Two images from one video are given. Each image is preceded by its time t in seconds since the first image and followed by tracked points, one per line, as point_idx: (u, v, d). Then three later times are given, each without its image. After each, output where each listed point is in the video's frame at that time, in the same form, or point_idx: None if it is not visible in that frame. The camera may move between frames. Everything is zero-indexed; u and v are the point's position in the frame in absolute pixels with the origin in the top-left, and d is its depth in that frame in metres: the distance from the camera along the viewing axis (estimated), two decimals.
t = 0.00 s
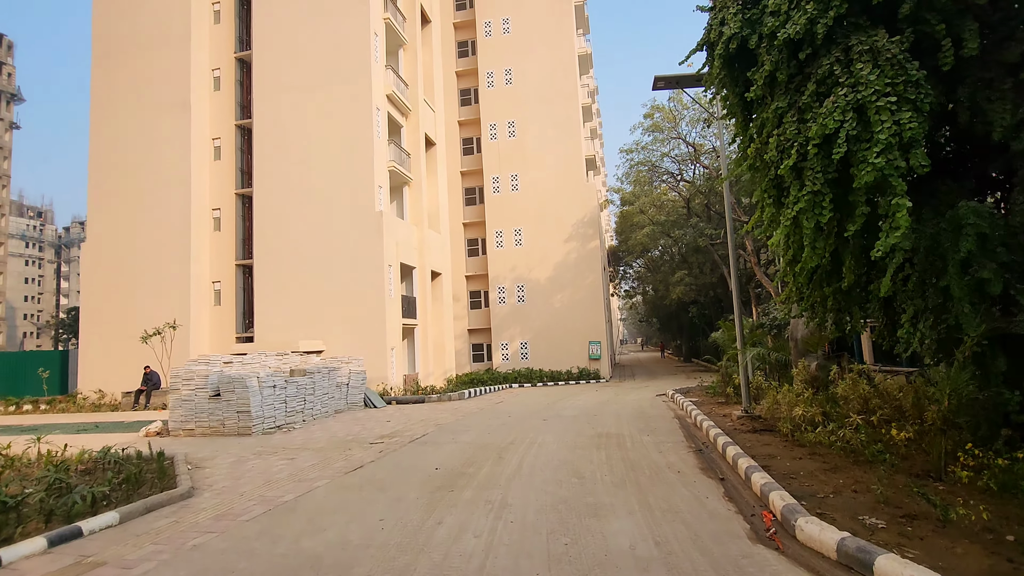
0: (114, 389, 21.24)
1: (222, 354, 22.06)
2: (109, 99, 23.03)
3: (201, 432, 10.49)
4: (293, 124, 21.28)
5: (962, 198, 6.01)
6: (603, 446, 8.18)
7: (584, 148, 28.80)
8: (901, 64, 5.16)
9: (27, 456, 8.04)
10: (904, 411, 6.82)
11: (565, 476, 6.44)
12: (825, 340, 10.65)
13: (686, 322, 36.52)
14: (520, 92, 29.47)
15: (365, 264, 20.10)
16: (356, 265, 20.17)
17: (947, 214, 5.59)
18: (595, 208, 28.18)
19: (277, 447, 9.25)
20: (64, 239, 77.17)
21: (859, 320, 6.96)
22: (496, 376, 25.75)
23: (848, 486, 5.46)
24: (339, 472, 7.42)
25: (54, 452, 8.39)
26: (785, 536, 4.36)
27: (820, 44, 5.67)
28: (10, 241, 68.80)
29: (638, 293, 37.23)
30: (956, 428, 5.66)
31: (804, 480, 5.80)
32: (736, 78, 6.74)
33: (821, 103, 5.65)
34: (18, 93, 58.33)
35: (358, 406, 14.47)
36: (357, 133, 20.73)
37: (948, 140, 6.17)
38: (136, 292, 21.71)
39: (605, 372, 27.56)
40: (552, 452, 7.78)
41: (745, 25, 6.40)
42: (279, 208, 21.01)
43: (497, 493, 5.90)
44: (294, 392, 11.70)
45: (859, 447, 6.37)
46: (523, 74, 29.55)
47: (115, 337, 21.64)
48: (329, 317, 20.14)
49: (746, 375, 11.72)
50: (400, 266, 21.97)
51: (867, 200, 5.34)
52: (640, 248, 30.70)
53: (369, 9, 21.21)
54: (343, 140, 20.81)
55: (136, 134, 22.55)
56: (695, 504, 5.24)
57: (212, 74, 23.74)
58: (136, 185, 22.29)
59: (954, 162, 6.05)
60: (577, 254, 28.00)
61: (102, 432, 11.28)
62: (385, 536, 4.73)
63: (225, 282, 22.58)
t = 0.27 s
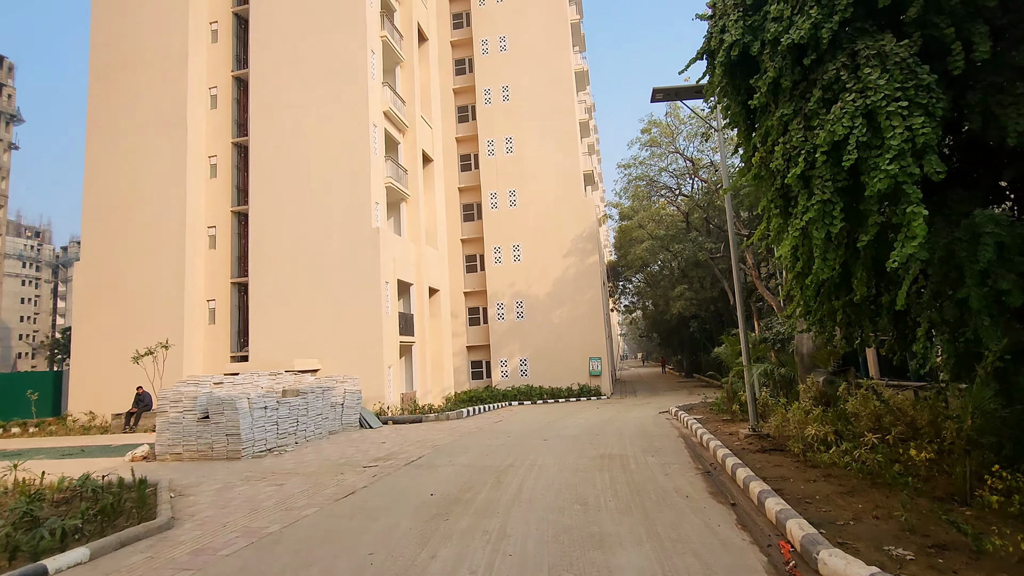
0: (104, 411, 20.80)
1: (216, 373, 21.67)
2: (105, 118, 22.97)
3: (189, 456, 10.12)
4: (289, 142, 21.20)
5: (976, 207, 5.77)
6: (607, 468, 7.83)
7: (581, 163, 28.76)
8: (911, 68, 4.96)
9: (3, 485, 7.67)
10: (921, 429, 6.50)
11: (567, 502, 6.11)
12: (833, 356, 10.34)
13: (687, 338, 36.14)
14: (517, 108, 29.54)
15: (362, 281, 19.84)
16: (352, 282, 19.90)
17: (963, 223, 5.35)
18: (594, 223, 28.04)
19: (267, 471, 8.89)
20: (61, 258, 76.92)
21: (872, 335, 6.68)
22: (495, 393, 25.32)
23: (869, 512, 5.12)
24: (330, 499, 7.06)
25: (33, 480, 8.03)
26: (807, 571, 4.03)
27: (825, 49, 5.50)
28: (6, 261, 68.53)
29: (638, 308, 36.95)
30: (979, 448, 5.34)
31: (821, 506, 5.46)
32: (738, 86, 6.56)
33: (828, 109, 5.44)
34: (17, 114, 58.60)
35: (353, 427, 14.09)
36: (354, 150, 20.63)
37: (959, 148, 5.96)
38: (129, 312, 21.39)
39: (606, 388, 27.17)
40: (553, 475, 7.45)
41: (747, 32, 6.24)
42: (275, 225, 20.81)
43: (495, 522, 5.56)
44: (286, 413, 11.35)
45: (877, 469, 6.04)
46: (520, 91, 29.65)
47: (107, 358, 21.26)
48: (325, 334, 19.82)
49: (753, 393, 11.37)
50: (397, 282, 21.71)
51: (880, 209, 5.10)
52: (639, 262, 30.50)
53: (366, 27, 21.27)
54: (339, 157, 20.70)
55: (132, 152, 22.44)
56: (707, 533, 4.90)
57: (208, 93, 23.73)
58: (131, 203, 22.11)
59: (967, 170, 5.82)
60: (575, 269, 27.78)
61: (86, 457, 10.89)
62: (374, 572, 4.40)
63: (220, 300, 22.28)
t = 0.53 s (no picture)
0: (89, 431, 20.24)
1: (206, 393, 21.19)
2: (99, 133, 22.80)
3: (170, 479, 9.68)
4: (284, 157, 21.03)
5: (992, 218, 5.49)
6: (607, 491, 7.47)
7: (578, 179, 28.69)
8: (923, 70, 4.74)
9: None
10: (939, 450, 6.17)
11: (565, 530, 5.73)
12: (842, 372, 10.02)
13: (685, 354, 35.79)
14: (514, 124, 29.55)
15: (355, 298, 19.50)
16: (345, 298, 19.56)
17: (978, 231, 5.10)
18: (591, 239, 27.84)
19: (250, 496, 8.46)
20: (55, 276, 76.23)
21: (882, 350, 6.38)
22: (492, 412, 24.80)
23: (891, 542, 4.76)
24: (314, 526, 6.67)
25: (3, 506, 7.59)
26: None
27: (831, 53, 5.31)
28: None
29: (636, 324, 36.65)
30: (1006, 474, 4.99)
31: (840, 534, 5.08)
32: (740, 93, 6.35)
33: (836, 114, 5.21)
34: (15, 131, 58.63)
35: (344, 447, 13.65)
36: (349, 165, 20.46)
37: (972, 155, 5.71)
38: (118, 329, 20.96)
39: (604, 406, 26.72)
40: (550, 499, 7.06)
41: (751, 34, 6.00)
42: (267, 241, 20.53)
43: (488, 554, 5.17)
44: (273, 434, 10.93)
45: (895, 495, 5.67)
46: (517, 107, 29.70)
47: (93, 376, 20.75)
48: (318, 352, 19.42)
49: (760, 413, 10.99)
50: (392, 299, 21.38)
51: (893, 216, 4.84)
52: (636, 278, 30.28)
53: (362, 44, 21.27)
54: (334, 172, 20.52)
55: (125, 168, 22.23)
56: (718, 566, 4.53)
57: (203, 108, 23.63)
58: (122, 218, 21.81)
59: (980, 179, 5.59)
60: (572, 285, 27.51)
61: (64, 481, 10.43)
62: None
63: (211, 317, 21.89)
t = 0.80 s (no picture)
0: (82, 424, 19.97)
1: (200, 386, 20.91)
2: (94, 122, 22.43)
3: (157, 477, 9.39)
4: (281, 148, 20.67)
5: None
6: (607, 496, 7.17)
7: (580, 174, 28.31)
8: (957, 51, 4.38)
9: None
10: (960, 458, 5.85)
11: (564, 538, 5.44)
12: (852, 373, 9.68)
13: (686, 352, 35.49)
14: (515, 118, 29.15)
15: (352, 292, 19.18)
16: (342, 292, 19.24)
17: (1009, 226, 4.78)
18: (592, 234, 27.48)
19: (237, 496, 8.17)
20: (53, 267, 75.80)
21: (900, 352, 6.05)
22: (490, 408, 24.50)
23: (913, 558, 4.45)
24: (302, 530, 6.38)
25: None
26: None
27: (855, 34, 4.95)
28: None
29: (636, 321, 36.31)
30: None
31: (857, 549, 4.76)
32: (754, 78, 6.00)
33: (860, 98, 4.85)
34: (13, 121, 58.11)
35: (338, 444, 13.37)
36: (347, 156, 20.10)
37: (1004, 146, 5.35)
38: (111, 321, 20.65)
39: (604, 404, 26.43)
40: (548, 504, 6.76)
41: (768, 15, 5.65)
42: (263, 233, 20.19)
43: (482, 565, 4.87)
44: (264, 431, 10.63)
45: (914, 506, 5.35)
46: (518, 100, 29.28)
47: (86, 368, 20.45)
48: (314, 346, 19.12)
49: (767, 414, 10.64)
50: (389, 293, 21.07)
51: (920, 209, 4.50)
52: (638, 275, 29.93)
53: (361, 33, 20.87)
54: (332, 164, 20.16)
55: (120, 157, 21.87)
56: None
57: (200, 97, 23.25)
58: (117, 208, 21.47)
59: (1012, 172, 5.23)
60: (573, 281, 27.18)
61: (48, 477, 10.13)
62: None
63: (206, 310, 21.59)
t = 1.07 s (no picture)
0: (72, 413, 19.63)
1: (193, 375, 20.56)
2: (81, 104, 21.84)
3: (143, 466, 9.07)
4: (273, 131, 20.16)
5: None
6: (610, 485, 6.88)
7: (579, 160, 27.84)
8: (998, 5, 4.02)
9: None
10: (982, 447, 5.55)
11: (566, 531, 5.13)
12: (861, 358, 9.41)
13: (686, 340, 35.29)
14: (513, 102, 28.60)
15: (347, 279, 18.80)
16: (337, 279, 18.87)
17: None
18: (592, 221, 27.09)
19: (225, 486, 7.86)
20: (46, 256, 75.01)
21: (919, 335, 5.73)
22: (488, 396, 24.25)
23: (939, 552, 4.15)
24: (290, 522, 6.07)
25: None
26: None
27: None
28: None
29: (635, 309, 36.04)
30: None
31: (878, 541, 4.47)
32: (771, 42, 5.61)
33: (890, 58, 4.47)
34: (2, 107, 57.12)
35: (332, 433, 13.07)
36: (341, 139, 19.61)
37: None
38: (101, 308, 20.24)
39: (603, 392, 26.21)
40: (549, 494, 6.46)
41: None
42: (256, 218, 19.77)
43: (480, 560, 4.55)
44: (255, 420, 10.30)
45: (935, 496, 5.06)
46: (517, 84, 28.71)
47: (76, 356, 20.07)
48: (308, 334, 18.77)
49: (772, 401, 10.36)
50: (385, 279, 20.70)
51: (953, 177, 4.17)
52: (637, 263, 29.59)
53: (355, 12, 20.28)
54: (325, 147, 19.68)
55: (108, 140, 21.32)
56: None
57: (190, 79, 22.66)
58: (105, 193, 20.97)
59: None
60: (572, 268, 26.83)
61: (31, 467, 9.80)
62: None
63: (198, 297, 21.19)
